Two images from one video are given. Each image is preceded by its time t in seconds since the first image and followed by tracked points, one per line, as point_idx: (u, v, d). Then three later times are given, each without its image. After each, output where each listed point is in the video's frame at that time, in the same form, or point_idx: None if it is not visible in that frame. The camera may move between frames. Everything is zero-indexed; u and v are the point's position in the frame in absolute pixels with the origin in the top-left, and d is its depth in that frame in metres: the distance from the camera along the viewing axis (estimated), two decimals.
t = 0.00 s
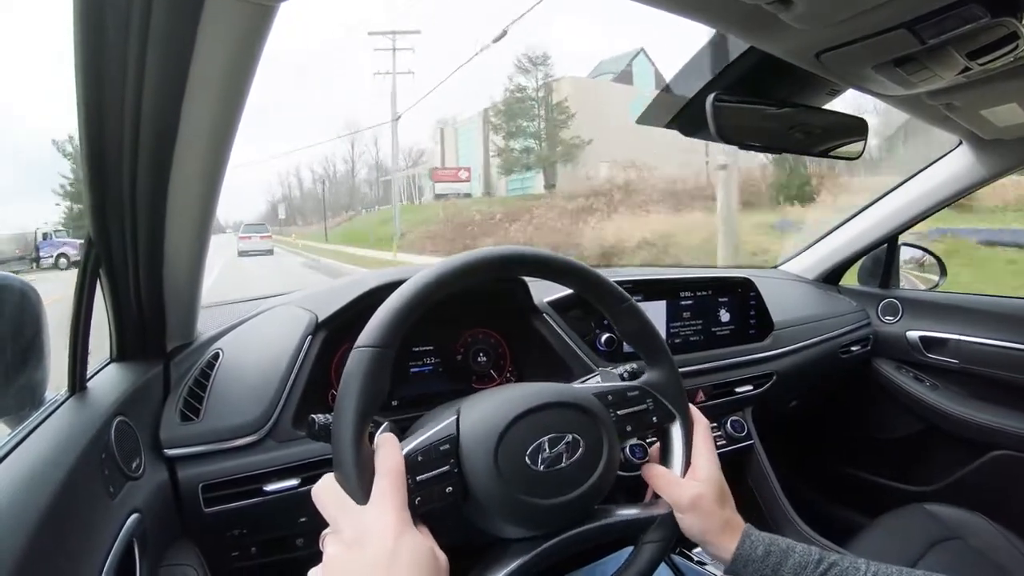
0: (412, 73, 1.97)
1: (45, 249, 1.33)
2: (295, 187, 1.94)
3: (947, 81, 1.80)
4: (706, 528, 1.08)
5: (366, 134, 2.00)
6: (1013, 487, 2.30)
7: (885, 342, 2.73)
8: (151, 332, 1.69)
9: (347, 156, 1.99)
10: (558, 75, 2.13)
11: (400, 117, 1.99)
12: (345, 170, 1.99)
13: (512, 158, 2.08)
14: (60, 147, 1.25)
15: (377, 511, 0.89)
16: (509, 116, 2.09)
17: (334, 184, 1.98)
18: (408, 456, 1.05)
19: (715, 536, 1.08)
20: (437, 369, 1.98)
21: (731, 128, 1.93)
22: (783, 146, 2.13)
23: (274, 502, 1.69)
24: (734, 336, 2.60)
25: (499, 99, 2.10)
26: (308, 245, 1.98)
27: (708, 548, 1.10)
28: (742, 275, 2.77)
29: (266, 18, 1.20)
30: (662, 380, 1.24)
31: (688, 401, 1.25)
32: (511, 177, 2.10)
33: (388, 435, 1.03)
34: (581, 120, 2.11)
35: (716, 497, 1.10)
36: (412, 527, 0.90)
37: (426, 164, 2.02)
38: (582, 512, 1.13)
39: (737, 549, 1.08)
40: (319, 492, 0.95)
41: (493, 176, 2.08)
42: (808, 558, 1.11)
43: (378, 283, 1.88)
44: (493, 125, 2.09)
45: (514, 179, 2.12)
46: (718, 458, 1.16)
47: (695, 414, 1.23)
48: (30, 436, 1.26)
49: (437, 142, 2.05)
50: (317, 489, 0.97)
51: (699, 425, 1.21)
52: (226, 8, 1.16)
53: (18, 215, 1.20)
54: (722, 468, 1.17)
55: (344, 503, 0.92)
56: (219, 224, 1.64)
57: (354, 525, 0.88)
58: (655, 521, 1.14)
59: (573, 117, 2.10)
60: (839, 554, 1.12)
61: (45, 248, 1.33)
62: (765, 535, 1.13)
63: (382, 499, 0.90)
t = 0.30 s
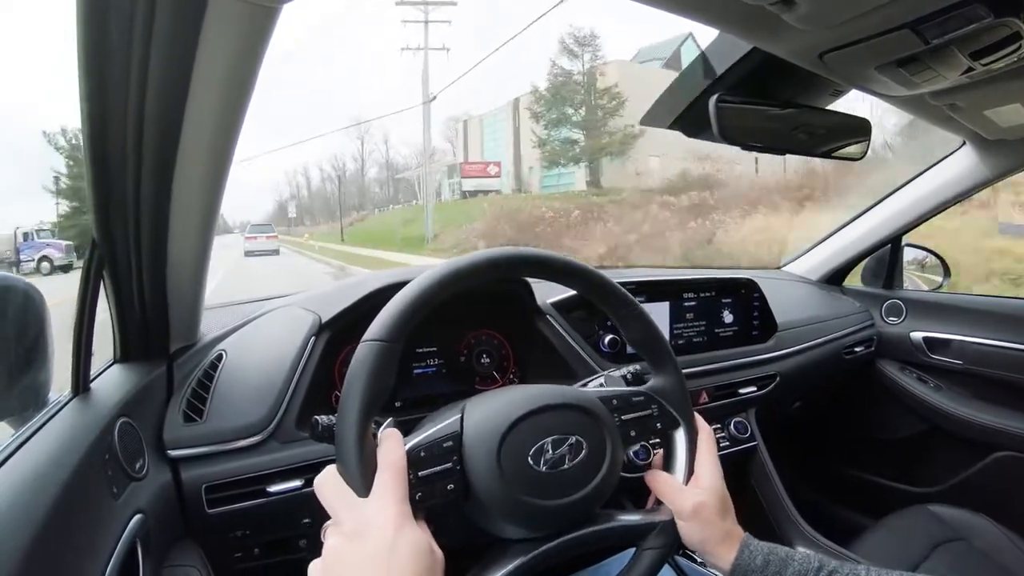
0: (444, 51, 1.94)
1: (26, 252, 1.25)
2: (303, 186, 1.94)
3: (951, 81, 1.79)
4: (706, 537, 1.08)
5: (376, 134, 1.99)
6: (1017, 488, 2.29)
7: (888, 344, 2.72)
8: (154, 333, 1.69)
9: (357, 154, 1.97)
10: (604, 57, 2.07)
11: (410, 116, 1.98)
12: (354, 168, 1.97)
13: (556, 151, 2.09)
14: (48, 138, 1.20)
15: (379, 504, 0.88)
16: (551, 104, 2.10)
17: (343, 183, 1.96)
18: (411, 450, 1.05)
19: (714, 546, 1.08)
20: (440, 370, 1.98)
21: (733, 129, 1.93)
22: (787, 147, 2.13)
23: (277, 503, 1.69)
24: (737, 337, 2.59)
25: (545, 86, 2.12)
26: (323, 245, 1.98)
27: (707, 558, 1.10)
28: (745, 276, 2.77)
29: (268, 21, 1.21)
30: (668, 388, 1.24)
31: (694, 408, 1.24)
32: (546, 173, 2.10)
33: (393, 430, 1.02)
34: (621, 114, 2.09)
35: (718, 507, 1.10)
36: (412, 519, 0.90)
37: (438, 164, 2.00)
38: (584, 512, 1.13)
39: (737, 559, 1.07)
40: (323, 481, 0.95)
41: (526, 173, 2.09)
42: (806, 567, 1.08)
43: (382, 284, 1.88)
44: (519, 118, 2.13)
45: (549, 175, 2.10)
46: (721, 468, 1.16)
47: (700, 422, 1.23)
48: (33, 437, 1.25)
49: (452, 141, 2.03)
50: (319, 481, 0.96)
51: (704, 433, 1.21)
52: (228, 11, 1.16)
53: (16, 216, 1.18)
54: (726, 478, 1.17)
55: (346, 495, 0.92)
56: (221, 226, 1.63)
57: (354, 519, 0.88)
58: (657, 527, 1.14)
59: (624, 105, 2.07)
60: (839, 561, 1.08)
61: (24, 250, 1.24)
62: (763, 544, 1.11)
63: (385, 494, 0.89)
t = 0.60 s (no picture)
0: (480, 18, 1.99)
1: None
2: (310, 187, 1.93)
3: (953, 81, 1.79)
4: (707, 543, 1.08)
5: (385, 134, 2.00)
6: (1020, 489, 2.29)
7: (891, 343, 2.72)
8: (157, 334, 1.69)
9: (366, 152, 1.97)
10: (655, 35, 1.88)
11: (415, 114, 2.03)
12: (363, 167, 1.96)
13: (609, 143, 2.19)
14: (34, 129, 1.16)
15: (381, 500, 0.88)
16: (603, 88, 2.15)
17: (351, 181, 1.96)
18: (414, 447, 1.06)
19: (714, 552, 1.07)
20: (443, 370, 1.98)
21: (736, 129, 1.93)
22: (789, 147, 2.13)
23: (281, 503, 1.69)
24: (741, 337, 2.59)
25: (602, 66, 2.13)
26: (336, 247, 1.98)
27: (705, 563, 1.10)
28: (747, 276, 2.76)
29: (272, 22, 1.21)
30: (672, 390, 1.23)
31: (698, 414, 1.23)
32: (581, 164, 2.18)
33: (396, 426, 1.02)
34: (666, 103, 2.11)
35: (720, 514, 1.09)
36: (412, 513, 0.90)
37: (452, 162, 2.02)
38: (587, 512, 1.12)
39: (736, 566, 1.08)
40: (325, 473, 0.95)
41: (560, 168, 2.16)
42: None
43: (385, 285, 1.88)
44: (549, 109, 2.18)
45: (595, 169, 2.20)
46: (724, 472, 1.15)
47: (703, 427, 1.21)
48: (38, 436, 1.26)
49: (464, 139, 2.04)
50: (321, 471, 0.96)
51: (707, 439, 1.19)
52: (232, 10, 1.16)
53: (16, 213, 1.18)
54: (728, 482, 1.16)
55: (350, 489, 0.92)
56: (224, 226, 1.63)
57: (357, 512, 0.88)
58: (657, 531, 1.14)
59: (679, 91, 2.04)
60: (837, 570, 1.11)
61: None
62: (763, 549, 1.12)
63: (387, 490, 0.89)
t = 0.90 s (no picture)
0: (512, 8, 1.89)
1: None
2: (315, 185, 1.93)
3: (955, 80, 1.79)
4: (711, 544, 1.07)
5: (392, 130, 1.98)
6: None
7: (894, 343, 2.72)
8: (161, 335, 1.69)
9: (372, 150, 1.95)
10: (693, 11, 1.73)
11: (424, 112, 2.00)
12: (369, 165, 1.96)
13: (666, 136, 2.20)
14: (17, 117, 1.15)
15: (383, 500, 0.88)
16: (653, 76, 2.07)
17: (357, 178, 1.96)
18: (417, 447, 1.06)
19: (718, 553, 1.07)
20: (446, 371, 1.98)
21: (739, 129, 1.92)
22: (792, 147, 2.13)
23: (284, 504, 1.69)
24: (744, 337, 2.59)
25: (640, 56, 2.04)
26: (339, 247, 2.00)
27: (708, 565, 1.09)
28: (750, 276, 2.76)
29: (275, 22, 1.21)
30: (676, 391, 1.23)
31: (702, 415, 1.23)
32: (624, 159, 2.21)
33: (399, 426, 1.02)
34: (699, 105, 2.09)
35: (723, 515, 1.09)
36: (414, 513, 0.90)
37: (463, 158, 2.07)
38: (590, 512, 1.12)
39: (740, 567, 1.07)
40: (328, 473, 0.95)
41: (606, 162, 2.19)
42: None
43: (389, 286, 1.89)
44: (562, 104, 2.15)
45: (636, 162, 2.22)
46: (727, 473, 1.15)
47: (706, 428, 1.21)
48: (41, 437, 1.26)
49: (474, 134, 2.07)
50: (325, 471, 0.96)
51: (711, 440, 1.19)
52: (234, 11, 1.16)
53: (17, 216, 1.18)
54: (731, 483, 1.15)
55: (353, 489, 0.92)
56: (227, 226, 1.63)
57: (360, 511, 0.88)
58: (660, 532, 1.14)
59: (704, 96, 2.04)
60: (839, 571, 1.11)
61: None
62: (766, 550, 1.12)
63: (389, 490, 0.89)
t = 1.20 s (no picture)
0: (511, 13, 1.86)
1: None
2: (320, 182, 1.92)
3: (958, 81, 1.79)
4: (711, 546, 1.07)
5: (398, 123, 1.95)
6: None
7: (896, 344, 2.71)
8: (162, 333, 1.68)
9: (378, 148, 1.94)
10: None
11: (432, 109, 1.97)
12: (375, 162, 1.95)
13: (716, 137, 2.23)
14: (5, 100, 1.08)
15: (385, 497, 0.88)
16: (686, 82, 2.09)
17: (363, 176, 1.94)
18: (418, 445, 1.06)
19: (718, 555, 1.07)
20: (448, 370, 1.98)
21: (741, 129, 1.92)
22: (794, 147, 2.12)
23: (286, 503, 1.69)
24: (746, 337, 2.59)
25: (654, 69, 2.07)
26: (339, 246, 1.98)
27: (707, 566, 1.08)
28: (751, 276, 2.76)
29: (278, 20, 1.21)
30: (678, 392, 1.23)
31: (703, 417, 1.23)
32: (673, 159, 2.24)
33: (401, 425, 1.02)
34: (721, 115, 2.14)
35: (724, 517, 1.09)
36: (415, 511, 0.90)
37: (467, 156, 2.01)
38: (591, 512, 1.12)
39: (739, 569, 1.07)
40: (328, 470, 0.95)
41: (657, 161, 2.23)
42: None
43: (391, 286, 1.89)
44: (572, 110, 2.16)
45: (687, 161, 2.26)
46: (728, 476, 1.15)
47: (708, 430, 1.21)
48: (43, 434, 1.26)
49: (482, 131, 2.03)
50: (325, 468, 0.96)
51: (712, 441, 1.19)
52: (237, 8, 1.16)
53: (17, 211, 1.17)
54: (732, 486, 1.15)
55: (354, 486, 0.91)
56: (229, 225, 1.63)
57: (361, 508, 0.88)
58: (661, 533, 1.14)
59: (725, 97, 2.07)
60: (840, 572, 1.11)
61: None
62: (766, 551, 1.12)
63: (390, 488, 0.89)
